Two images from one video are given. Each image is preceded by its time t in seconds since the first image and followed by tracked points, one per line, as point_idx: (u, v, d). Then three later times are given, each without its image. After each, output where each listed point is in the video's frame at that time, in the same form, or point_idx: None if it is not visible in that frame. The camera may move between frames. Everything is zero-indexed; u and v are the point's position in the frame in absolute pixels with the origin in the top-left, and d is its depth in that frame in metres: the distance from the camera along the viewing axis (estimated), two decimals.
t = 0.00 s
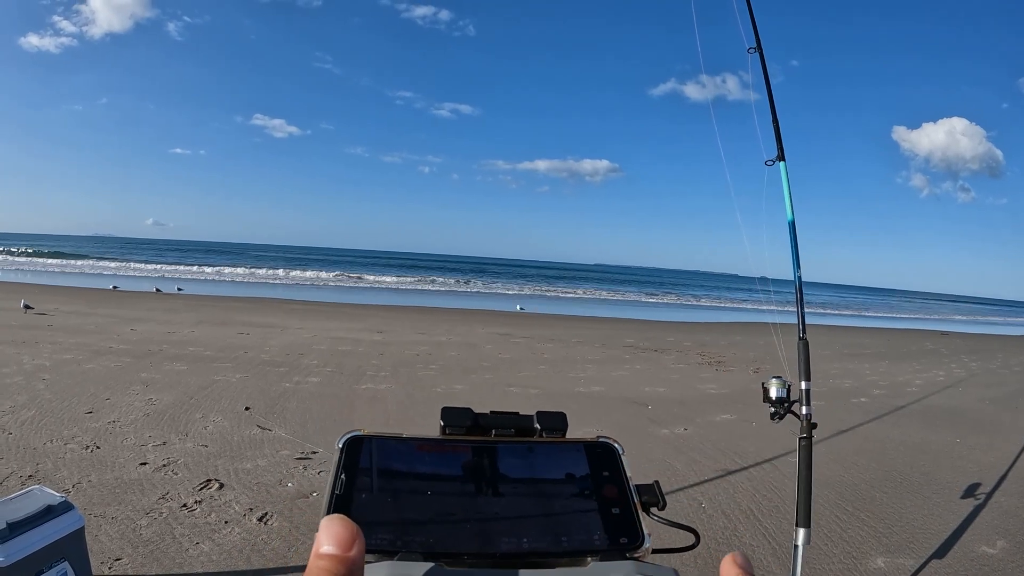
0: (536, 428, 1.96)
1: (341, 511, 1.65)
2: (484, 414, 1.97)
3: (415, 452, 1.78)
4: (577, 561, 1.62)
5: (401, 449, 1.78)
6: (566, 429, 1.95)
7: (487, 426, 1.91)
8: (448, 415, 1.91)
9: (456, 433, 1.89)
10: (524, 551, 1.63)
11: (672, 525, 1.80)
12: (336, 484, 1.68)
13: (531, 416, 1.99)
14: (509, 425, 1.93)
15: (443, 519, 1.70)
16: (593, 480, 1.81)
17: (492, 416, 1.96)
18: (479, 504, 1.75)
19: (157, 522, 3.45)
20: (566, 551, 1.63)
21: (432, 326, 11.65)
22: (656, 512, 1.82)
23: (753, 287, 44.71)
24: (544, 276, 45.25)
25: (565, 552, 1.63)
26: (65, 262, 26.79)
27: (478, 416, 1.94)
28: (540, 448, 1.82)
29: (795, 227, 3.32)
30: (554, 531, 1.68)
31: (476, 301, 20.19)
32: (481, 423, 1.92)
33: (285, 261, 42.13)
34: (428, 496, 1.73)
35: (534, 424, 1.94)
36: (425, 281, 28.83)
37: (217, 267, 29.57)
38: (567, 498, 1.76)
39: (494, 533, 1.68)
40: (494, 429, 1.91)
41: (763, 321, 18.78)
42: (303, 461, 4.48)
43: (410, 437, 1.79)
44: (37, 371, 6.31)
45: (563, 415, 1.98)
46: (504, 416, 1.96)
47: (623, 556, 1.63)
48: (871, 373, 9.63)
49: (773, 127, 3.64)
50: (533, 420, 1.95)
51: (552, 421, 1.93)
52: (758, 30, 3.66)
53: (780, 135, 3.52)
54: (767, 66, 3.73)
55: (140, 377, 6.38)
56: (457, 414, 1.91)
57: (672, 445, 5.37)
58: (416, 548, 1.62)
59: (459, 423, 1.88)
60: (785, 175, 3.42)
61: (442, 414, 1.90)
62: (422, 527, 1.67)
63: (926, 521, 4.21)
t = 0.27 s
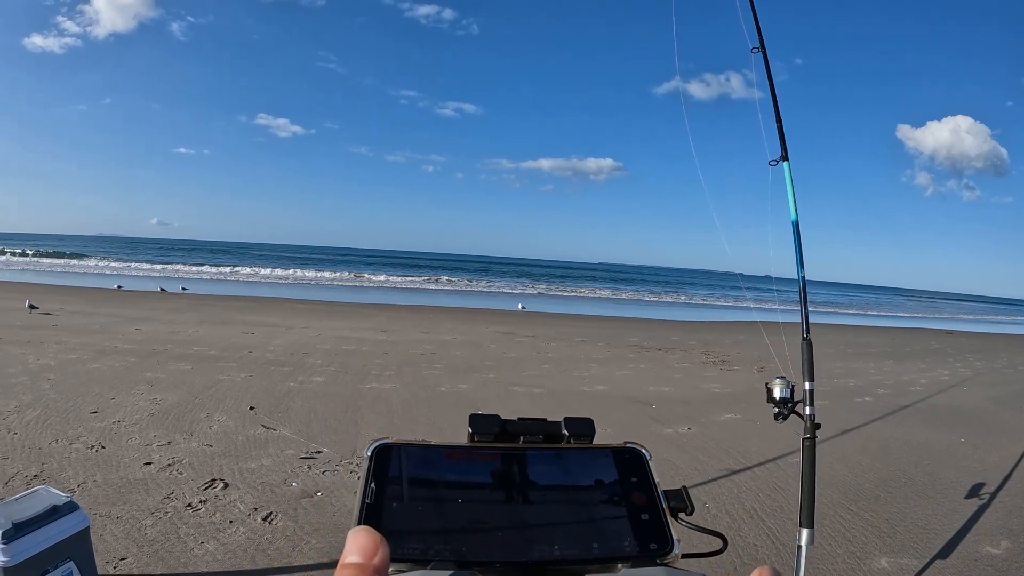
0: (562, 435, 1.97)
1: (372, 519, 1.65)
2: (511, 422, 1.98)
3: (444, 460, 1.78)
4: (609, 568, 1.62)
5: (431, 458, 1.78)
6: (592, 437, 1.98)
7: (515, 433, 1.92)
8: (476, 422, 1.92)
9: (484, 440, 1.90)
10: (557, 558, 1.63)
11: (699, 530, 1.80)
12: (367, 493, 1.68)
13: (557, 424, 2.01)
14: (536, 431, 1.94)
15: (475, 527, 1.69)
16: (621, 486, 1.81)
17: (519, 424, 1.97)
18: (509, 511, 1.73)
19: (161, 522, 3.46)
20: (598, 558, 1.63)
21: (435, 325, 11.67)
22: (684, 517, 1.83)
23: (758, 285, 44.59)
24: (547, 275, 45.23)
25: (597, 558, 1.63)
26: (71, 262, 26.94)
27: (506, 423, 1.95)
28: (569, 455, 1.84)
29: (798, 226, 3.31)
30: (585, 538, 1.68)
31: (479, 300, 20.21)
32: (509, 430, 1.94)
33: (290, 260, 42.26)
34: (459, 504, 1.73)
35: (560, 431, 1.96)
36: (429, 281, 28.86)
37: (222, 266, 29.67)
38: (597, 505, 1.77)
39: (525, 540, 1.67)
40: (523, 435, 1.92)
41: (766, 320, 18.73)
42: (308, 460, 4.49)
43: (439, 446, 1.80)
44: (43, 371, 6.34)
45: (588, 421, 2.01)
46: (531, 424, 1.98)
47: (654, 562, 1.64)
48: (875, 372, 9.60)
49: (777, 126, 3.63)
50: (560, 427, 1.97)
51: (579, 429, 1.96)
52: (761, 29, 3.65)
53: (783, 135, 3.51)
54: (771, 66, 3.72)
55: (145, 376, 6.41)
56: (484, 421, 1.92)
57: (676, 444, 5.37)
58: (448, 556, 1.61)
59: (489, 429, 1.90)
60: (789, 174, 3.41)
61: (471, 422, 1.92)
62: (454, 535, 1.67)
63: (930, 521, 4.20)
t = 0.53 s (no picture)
0: (572, 434, 1.90)
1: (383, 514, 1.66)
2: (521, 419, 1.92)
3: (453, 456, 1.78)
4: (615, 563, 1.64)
5: (440, 455, 1.77)
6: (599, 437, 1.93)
7: (523, 431, 1.85)
8: (484, 420, 1.88)
9: (492, 439, 1.84)
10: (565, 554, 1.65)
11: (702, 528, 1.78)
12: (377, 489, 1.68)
13: (568, 421, 1.93)
14: (545, 430, 1.87)
15: (484, 523, 1.71)
16: (627, 485, 1.82)
17: (529, 421, 1.90)
18: (518, 508, 1.76)
19: (160, 521, 3.47)
20: (604, 554, 1.65)
21: (436, 325, 11.68)
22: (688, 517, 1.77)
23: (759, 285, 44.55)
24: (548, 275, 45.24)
25: (603, 554, 1.65)
26: (73, 262, 27.00)
27: (514, 421, 1.89)
28: (576, 454, 1.82)
29: (796, 225, 3.31)
30: (591, 534, 1.70)
31: (479, 300, 20.22)
32: (518, 428, 1.87)
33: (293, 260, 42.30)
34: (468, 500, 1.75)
35: (569, 430, 1.89)
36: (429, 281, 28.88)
37: (224, 267, 29.70)
38: (603, 502, 1.78)
39: (533, 536, 1.70)
40: (530, 434, 1.85)
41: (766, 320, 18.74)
42: (307, 460, 4.49)
43: (447, 442, 1.79)
44: (43, 371, 6.35)
45: (596, 421, 1.94)
46: (540, 421, 1.90)
47: (659, 558, 1.66)
48: (875, 372, 9.60)
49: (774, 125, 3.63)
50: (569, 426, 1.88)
51: (587, 428, 1.90)
52: (759, 28, 3.65)
53: (781, 134, 3.51)
54: (768, 64, 3.71)
55: (145, 376, 6.42)
56: (493, 420, 1.88)
57: (676, 444, 5.37)
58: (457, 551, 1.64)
59: (495, 428, 1.84)
60: (786, 173, 3.40)
61: (478, 420, 1.88)
62: (463, 530, 1.69)
63: (928, 521, 4.20)
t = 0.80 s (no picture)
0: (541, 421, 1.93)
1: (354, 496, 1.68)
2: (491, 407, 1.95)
3: (424, 442, 1.82)
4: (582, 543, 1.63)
5: (411, 440, 1.82)
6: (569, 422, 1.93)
7: (492, 418, 1.88)
8: (455, 407, 1.91)
9: (462, 425, 1.88)
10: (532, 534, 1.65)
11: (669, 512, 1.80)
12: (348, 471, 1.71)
13: (537, 408, 1.96)
14: (515, 416, 1.90)
15: (453, 505, 1.72)
16: (595, 470, 1.83)
17: (498, 409, 1.93)
18: (488, 490, 1.76)
19: (157, 516, 3.47)
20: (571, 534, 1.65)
21: (435, 324, 11.67)
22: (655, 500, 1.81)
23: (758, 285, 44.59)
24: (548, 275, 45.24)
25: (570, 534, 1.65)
26: (72, 262, 26.91)
27: (484, 409, 1.92)
28: (544, 440, 1.84)
29: (787, 220, 3.31)
30: (559, 516, 1.71)
31: (479, 300, 20.21)
32: (487, 415, 1.90)
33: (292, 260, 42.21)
34: (438, 483, 1.76)
35: (538, 416, 1.90)
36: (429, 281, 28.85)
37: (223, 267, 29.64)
38: (571, 486, 1.79)
39: (501, 517, 1.70)
40: (499, 421, 1.88)
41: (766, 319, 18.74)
42: (304, 456, 4.49)
43: (419, 428, 1.84)
44: (41, 370, 6.34)
45: (564, 407, 1.97)
46: (509, 408, 1.93)
47: (626, 539, 1.65)
48: (873, 370, 9.60)
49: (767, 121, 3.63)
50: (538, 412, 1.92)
51: (556, 414, 1.91)
52: (751, 25, 3.65)
53: (773, 130, 3.51)
54: (761, 60, 3.72)
55: (144, 375, 6.41)
56: (464, 407, 1.91)
57: (672, 441, 5.37)
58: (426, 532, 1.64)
59: (466, 415, 1.88)
60: (779, 169, 3.40)
61: (449, 407, 1.91)
62: (432, 512, 1.69)
63: (924, 518, 4.20)
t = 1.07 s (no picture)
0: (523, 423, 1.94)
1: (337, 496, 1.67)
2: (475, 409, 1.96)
3: (408, 442, 1.81)
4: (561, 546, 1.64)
5: (395, 441, 1.81)
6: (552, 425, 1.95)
7: (476, 421, 1.89)
8: (439, 408, 1.91)
9: (445, 427, 1.88)
10: (513, 537, 1.65)
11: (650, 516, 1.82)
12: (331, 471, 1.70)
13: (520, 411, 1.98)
14: (498, 419, 1.91)
15: (435, 505, 1.71)
16: (576, 473, 1.83)
17: (483, 411, 1.94)
18: (470, 493, 1.76)
19: (160, 517, 3.46)
20: (550, 538, 1.65)
21: (434, 324, 11.67)
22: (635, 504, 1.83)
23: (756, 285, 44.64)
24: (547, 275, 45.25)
25: (550, 537, 1.65)
26: (71, 262, 26.85)
27: (469, 410, 1.93)
28: (527, 443, 1.84)
29: (787, 223, 3.31)
30: (539, 519, 1.71)
31: (477, 300, 20.20)
32: (471, 418, 1.91)
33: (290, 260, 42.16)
34: (421, 484, 1.75)
35: (521, 420, 1.92)
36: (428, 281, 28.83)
37: (222, 267, 29.60)
38: (553, 489, 1.79)
39: (482, 520, 1.69)
40: (483, 424, 1.89)
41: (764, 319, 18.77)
42: (305, 456, 4.49)
43: (403, 429, 1.83)
44: (40, 370, 6.32)
45: (547, 411, 1.97)
46: (493, 411, 1.94)
47: (603, 542, 1.66)
48: (871, 370, 9.62)
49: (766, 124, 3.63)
50: (521, 415, 1.93)
51: (539, 417, 1.92)
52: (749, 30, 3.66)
53: (772, 133, 3.51)
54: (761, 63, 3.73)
55: (143, 375, 6.40)
56: (447, 409, 1.90)
57: (671, 441, 5.37)
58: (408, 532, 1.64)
59: (450, 416, 1.88)
60: (778, 173, 3.41)
61: (433, 408, 1.91)
62: (415, 513, 1.69)
63: (921, 517, 4.21)
